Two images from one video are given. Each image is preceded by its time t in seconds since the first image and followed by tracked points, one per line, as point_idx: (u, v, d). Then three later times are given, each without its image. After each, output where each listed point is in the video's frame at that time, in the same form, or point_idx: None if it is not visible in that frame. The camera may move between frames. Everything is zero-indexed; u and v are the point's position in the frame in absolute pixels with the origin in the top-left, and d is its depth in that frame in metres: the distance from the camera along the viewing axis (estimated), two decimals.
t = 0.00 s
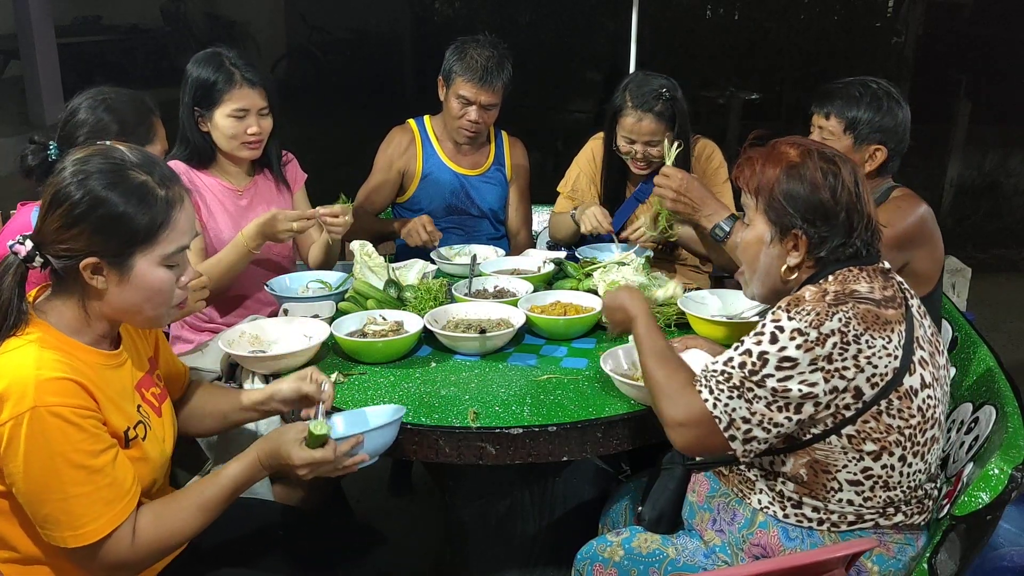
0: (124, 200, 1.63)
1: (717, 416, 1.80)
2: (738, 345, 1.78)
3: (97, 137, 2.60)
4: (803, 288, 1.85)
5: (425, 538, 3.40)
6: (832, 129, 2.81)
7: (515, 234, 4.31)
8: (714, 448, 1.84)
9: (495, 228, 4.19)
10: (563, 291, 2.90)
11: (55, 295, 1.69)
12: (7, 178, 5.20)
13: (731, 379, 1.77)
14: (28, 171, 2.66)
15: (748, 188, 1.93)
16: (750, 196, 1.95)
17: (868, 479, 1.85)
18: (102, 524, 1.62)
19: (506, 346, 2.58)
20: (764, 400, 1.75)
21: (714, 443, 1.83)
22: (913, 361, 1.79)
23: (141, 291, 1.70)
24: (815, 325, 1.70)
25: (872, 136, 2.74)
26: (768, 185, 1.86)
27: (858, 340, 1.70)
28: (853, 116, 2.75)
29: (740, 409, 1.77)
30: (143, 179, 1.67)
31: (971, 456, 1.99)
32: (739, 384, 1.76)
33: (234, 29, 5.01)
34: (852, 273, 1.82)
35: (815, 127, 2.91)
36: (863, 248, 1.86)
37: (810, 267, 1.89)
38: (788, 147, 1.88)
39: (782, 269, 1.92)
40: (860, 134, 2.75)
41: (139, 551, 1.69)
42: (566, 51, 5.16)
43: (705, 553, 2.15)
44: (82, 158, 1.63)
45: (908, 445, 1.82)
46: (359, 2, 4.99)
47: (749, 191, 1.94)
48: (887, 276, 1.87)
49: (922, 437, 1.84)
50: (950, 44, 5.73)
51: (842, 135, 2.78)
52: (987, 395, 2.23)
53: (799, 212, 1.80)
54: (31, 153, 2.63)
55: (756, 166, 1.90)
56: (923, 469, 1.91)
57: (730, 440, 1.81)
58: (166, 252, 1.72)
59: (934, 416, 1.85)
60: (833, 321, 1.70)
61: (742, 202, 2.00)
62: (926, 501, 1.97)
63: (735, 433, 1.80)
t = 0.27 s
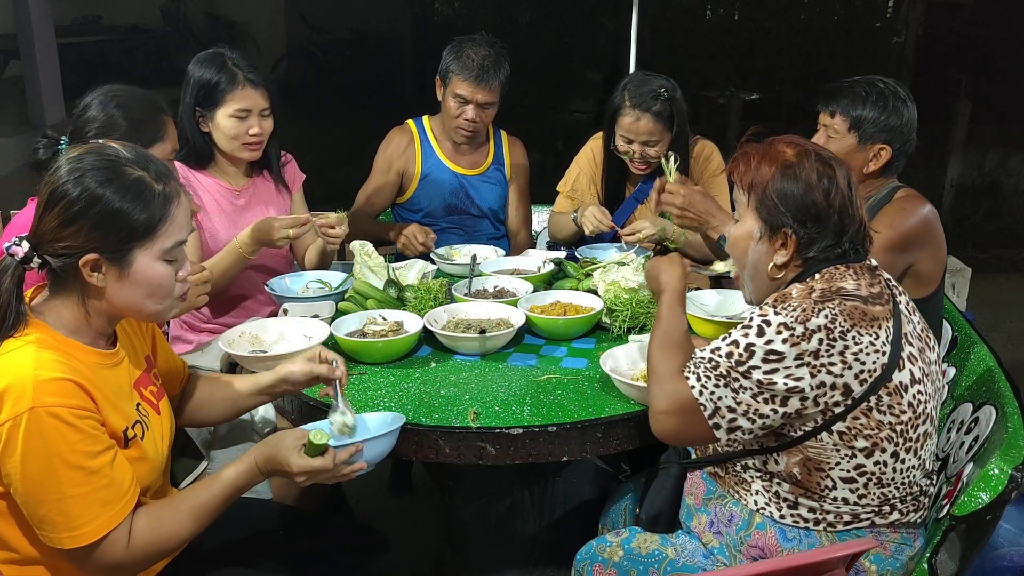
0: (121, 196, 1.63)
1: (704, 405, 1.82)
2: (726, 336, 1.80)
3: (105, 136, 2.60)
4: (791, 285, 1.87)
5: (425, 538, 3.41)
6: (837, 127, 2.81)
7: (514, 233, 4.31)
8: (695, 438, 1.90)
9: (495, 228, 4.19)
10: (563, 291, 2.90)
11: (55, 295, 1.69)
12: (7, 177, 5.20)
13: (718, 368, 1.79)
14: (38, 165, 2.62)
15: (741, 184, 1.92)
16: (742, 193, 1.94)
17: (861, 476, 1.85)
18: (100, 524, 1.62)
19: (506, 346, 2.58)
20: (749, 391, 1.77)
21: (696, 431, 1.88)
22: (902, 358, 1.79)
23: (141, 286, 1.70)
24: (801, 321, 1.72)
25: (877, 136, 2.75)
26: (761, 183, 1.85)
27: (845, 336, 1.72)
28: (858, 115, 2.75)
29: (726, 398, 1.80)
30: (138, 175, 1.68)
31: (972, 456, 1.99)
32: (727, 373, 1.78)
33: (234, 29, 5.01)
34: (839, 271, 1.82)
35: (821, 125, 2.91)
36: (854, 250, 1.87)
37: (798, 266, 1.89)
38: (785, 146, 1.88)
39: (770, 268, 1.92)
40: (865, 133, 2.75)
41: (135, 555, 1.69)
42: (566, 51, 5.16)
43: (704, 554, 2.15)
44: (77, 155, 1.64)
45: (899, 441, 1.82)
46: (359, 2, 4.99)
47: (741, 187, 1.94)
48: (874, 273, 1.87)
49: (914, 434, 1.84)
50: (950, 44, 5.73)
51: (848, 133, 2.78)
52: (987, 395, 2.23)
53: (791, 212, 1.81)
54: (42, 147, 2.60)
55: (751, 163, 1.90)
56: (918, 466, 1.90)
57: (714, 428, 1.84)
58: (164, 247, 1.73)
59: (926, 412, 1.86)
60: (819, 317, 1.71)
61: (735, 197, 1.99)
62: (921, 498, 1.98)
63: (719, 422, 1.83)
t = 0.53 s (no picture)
0: (120, 192, 1.64)
1: (697, 396, 1.82)
2: (722, 329, 1.80)
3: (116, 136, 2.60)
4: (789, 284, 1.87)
5: (425, 538, 3.40)
6: (839, 127, 2.80)
7: (514, 233, 4.31)
8: (685, 424, 1.90)
9: (495, 228, 4.19)
10: (563, 290, 2.90)
11: (57, 293, 1.69)
12: (7, 177, 5.21)
13: (714, 360, 1.79)
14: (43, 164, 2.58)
15: (731, 194, 1.91)
16: (732, 203, 1.92)
17: (858, 475, 1.85)
18: (101, 522, 1.62)
19: (506, 346, 2.58)
20: (744, 384, 1.77)
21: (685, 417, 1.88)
22: (900, 358, 1.79)
23: (142, 282, 1.70)
24: (798, 318, 1.72)
25: (880, 135, 2.74)
26: (753, 189, 1.85)
27: (842, 335, 1.72)
28: (861, 115, 2.75)
29: (720, 390, 1.80)
30: (136, 171, 1.68)
31: (972, 456, 1.99)
32: (722, 366, 1.78)
33: (234, 29, 5.01)
34: (837, 271, 1.83)
35: (822, 124, 2.91)
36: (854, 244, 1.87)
37: (799, 269, 1.89)
38: (770, 151, 1.89)
39: (771, 273, 1.92)
40: (868, 132, 2.75)
41: (137, 553, 1.69)
42: (566, 51, 5.16)
43: (704, 555, 2.14)
44: (74, 153, 1.65)
45: (897, 440, 1.82)
46: (359, 2, 4.99)
47: (731, 196, 1.92)
48: (873, 273, 1.87)
49: (912, 433, 1.84)
50: (950, 44, 5.73)
51: (851, 132, 2.77)
52: (987, 395, 2.23)
53: (786, 216, 1.82)
54: (47, 148, 2.56)
55: (739, 171, 1.90)
56: (917, 465, 1.90)
57: (706, 417, 1.84)
58: (165, 242, 1.73)
59: (924, 411, 1.86)
60: (816, 315, 1.72)
61: (726, 207, 1.95)
62: (919, 498, 1.98)
63: (710, 411, 1.83)
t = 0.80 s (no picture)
0: (123, 191, 1.64)
1: (706, 416, 1.80)
2: (721, 345, 1.78)
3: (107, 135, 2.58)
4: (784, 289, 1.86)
5: (425, 538, 3.40)
6: (840, 127, 2.80)
7: (514, 233, 4.31)
8: (701, 448, 1.86)
9: (495, 228, 4.19)
10: (563, 291, 2.90)
11: (58, 292, 1.69)
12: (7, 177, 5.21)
13: (718, 380, 1.77)
14: (37, 165, 2.57)
15: (727, 196, 1.92)
16: (730, 204, 1.93)
17: (857, 475, 1.84)
18: (94, 523, 1.62)
19: (506, 346, 2.58)
20: (750, 400, 1.75)
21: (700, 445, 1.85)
22: (897, 357, 1.78)
23: (145, 281, 1.71)
24: (796, 325, 1.70)
25: (880, 136, 2.74)
26: (748, 190, 1.85)
27: (841, 339, 1.70)
28: (861, 115, 2.75)
29: (728, 408, 1.78)
30: (138, 169, 1.69)
31: (971, 456, 1.99)
32: (727, 383, 1.76)
33: (234, 29, 5.01)
34: (833, 273, 1.83)
35: (822, 124, 2.91)
36: (852, 242, 1.87)
37: (799, 269, 1.90)
38: (764, 151, 1.88)
39: (770, 273, 1.93)
40: (868, 133, 2.75)
41: (130, 556, 1.68)
42: (566, 51, 5.16)
43: (704, 554, 2.14)
44: (75, 153, 1.65)
45: (896, 440, 1.82)
46: (359, 2, 4.98)
47: (728, 198, 1.93)
48: (869, 272, 1.87)
49: (910, 433, 1.84)
50: (949, 44, 5.74)
51: (851, 133, 2.77)
52: (987, 395, 2.23)
53: (782, 217, 1.82)
54: (40, 148, 2.54)
55: (734, 172, 1.90)
56: (915, 464, 1.90)
57: (718, 439, 1.82)
58: (169, 241, 1.73)
59: (922, 410, 1.85)
60: (814, 320, 1.70)
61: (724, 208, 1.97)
62: (918, 496, 1.98)
63: (722, 432, 1.80)
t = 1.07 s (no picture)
0: (130, 192, 1.65)
1: (698, 428, 1.75)
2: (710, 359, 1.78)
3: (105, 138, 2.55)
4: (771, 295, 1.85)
5: (424, 539, 3.40)
6: (840, 128, 2.81)
7: (514, 232, 4.31)
8: (700, 464, 1.79)
9: (495, 228, 4.19)
10: (563, 291, 2.90)
11: (64, 295, 1.69)
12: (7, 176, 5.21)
13: (705, 390, 1.75)
14: (32, 164, 2.64)
15: (726, 189, 1.93)
16: (727, 198, 1.94)
17: (852, 475, 1.84)
18: (82, 523, 1.60)
19: (506, 346, 2.58)
20: (740, 407, 1.73)
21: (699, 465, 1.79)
22: (888, 357, 1.78)
23: (154, 279, 1.72)
24: (785, 331, 1.70)
25: (882, 137, 2.74)
26: (745, 186, 1.85)
27: (830, 341, 1.70)
28: (863, 116, 2.75)
29: (718, 417, 1.74)
30: (141, 170, 1.69)
31: (971, 455, 2.00)
32: (714, 393, 1.74)
33: (234, 29, 5.01)
34: (823, 274, 1.83)
35: (824, 124, 2.91)
36: (843, 245, 1.87)
37: (792, 268, 1.90)
38: (766, 147, 1.88)
39: (764, 272, 1.93)
40: (870, 134, 2.75)
41: (110, 555, 1.64)
42: (566, 51, 5.16)
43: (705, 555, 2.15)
44: (76, 154, 1.64)
45: (889, 439, 1.81)
46: (359, 2, 4.98)
47: (726, 192, 1.93)
48: (860, 272, 1.87)
49: (904, 431, 1.83)
50: (949, 44, 5.74)
51: (852, 134, 2.77)
52: (987, 395, 2.24)
53: (778, 214, 1.81)
54: (35, 146, 2.61)
55: (733, 167, 1.90)
56: (909, 462, 1.90)
57: (713, 451, 1.77)
58: (175, 238, 1.75)
59: (915, 409, 1.84)
60: (802, 325, 1.70)
61: (722, 202, 1.98)
62: (915, 493, 1.98)
63: (717, 443, 1.76)
